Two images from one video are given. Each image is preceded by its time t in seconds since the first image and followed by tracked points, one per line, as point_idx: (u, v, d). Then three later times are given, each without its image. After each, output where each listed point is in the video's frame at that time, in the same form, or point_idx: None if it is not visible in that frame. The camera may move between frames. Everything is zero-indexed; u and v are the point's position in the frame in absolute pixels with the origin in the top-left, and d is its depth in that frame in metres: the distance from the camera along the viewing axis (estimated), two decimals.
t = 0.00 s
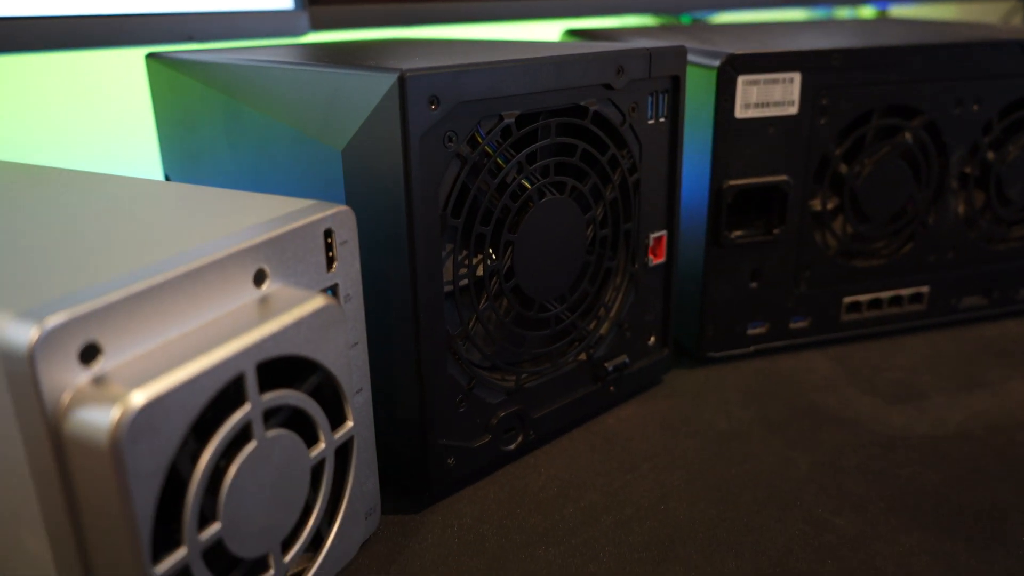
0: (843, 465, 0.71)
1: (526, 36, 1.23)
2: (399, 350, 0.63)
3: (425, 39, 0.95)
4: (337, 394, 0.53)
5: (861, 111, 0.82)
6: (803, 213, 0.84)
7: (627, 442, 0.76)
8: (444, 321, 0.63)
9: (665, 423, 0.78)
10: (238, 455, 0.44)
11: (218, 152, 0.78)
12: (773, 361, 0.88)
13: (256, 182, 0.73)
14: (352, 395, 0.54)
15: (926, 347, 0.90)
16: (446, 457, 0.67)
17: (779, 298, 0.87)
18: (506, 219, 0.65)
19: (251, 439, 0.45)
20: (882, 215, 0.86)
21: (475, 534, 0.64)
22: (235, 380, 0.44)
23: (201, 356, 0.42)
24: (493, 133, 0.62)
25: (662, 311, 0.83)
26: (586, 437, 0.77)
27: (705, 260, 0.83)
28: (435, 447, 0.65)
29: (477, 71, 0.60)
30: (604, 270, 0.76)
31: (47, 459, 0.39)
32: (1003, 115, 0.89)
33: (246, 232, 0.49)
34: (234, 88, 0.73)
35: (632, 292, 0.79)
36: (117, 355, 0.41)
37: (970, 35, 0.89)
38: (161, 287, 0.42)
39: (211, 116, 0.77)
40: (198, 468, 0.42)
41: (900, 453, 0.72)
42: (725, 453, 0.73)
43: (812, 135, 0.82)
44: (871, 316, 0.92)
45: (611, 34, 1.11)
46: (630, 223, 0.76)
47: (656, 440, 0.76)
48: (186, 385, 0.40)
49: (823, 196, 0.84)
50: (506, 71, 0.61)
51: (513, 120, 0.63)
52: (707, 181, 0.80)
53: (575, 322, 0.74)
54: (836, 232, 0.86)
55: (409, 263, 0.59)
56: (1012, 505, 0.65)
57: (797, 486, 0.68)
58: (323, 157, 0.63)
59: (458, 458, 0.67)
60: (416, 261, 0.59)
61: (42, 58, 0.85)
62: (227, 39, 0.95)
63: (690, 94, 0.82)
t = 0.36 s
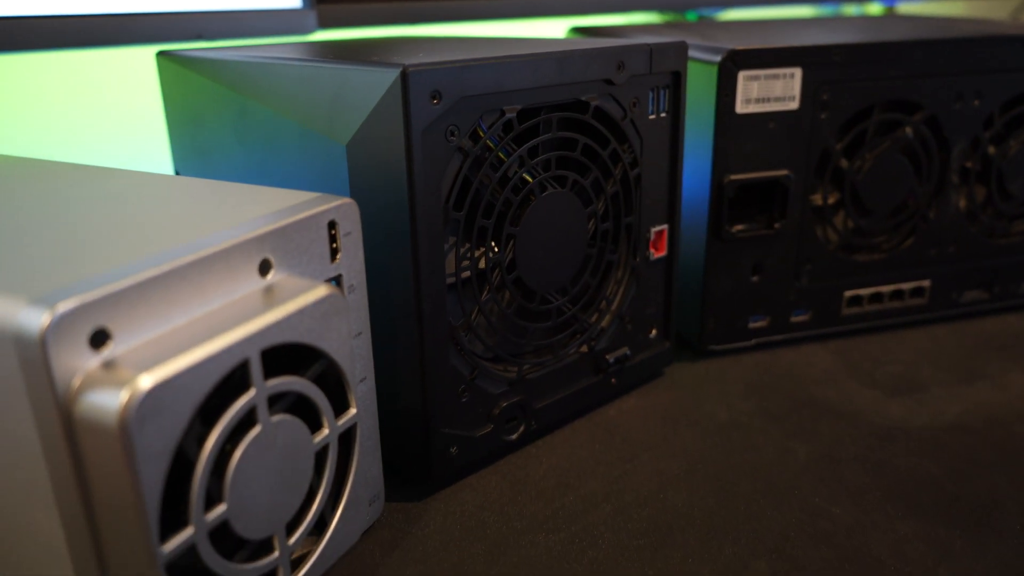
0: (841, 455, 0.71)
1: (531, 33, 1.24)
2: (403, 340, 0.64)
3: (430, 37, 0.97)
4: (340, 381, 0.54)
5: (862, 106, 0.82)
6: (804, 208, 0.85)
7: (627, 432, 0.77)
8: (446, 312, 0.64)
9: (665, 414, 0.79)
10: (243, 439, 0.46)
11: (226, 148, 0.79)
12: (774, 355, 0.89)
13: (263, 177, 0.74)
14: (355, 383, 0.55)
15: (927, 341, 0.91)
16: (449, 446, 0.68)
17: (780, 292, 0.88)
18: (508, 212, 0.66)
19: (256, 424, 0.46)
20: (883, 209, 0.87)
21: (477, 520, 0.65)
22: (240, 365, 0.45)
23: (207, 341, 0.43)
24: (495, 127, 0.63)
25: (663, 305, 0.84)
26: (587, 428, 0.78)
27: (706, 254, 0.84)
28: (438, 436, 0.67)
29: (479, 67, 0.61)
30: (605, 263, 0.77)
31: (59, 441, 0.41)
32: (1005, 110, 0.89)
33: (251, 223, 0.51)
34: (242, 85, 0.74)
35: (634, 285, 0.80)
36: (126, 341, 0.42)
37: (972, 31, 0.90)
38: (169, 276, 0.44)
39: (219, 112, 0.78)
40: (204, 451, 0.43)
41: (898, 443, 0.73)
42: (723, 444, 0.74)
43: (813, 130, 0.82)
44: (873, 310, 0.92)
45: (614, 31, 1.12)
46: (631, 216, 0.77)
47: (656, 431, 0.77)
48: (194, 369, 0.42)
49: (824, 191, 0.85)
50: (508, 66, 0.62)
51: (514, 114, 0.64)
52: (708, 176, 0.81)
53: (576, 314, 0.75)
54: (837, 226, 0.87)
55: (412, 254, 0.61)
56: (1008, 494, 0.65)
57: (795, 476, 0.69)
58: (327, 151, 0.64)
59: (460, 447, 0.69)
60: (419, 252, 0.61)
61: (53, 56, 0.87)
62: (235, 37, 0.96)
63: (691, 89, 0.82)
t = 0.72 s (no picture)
0: (834, 448, 0.73)
1: (536, 33, 1.26)
2: (405, 334, 0.66)
3: (435, 37, 0.98)
4: (344, 372, 0.56)
5: (858, 106, 0.84)
6: (801, 206, 0.86)
7: (625, 425, 0.78)
8: (448, 307, 0.66)
9: (663, 408, 0.81)
10: (250, 428, 0.48)
11: (235, 146, 0.81)
12: (772, 350, 0.91)
13: (271, 175, 0.76)
14: (358, 375, 0.57)
15: (923, 337, 0.92)
16: (450, 437, 0.70)
17: (778, 288, 0.89)
18: (508, 210, 0.68)
19: (263, 412, 0.48)
20: (879, 207, 0.88)
21: (477, 510, 0.67)
22: (248, 356, 0.47)
23: (217, 333, 0.45)
24: (495, 126, 0.65)
25: (662, 301, 0.86)
26: (586, 421, 0.80)
27: (704, 251, 0.85)
28: (440, 427, 0.68)
29: (480, 68, 0.62)
30: (605, 259, 0.78)
31: (76, 427, 0.43)
32: (1001, 110, 0.90)
33: (259, 219, 0.53)
34: (251, 85, 0.76)
35: (633, 281, 0.82)
36: (139, 332, 0.44)
37: (968, 31, 0.91)
38: (180, 269, 0.46)
39: (228, 112, 0.80)
40: (212, 437, 0.45)
41: (891, 437, 0.74)
42: (719, 437, 0.76)
43: (810, 129, 0.84)
44: (870, 307, 0.94)
45: (617, 30, 1.13)
46: (630, 214, 0.79)
47: (653, 424, 0.78)
48: (204, 359, 0.44)
49: (821, 189, 0.86)
50: (508, 67, 0.64)
51: (514, 114, 0.66)
52: (707, 174, 0.83)
53: (576, 310, 0.77)
54: (834, 224, 0.88)
55: (414, 250, 0.62)
56: (996, 486, 0.67)
57: (788, 468, 0.70)
58: (333, 149, 0.66)
59: (461, 439, 0.70)
60: (421, 249, 0.62)
61: (67, 56, 0.89)
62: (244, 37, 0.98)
63: (690, 89, 0.84)
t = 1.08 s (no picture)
0: (827, 444, 0.75)
1: (538, 37, 1.28)
2: (408, 331, 0.68)
3: (439, 41, 1.01)
4: (348, 366, 0.58)
5: (853, 109, 0.85)
6: (797, 207, 0.88)
7: (623, 421, 0.80)
8: (450, 305, 0.68)
9: (660, 404, 0.83)
10: (258, 419, 0.50)
11: (243, 148, 0.83)
12: (768, 349, 0.92)
13: (278, 175, 0.78)
14: (362, 369, 0.59)
15: (917, 337, 0.94)
16: (452, 431, 0.72)
17: (774, 288, 0.91)
18: (509, 210, 0.70)
19: (270, 405, 0.50)
20: (874, 209, 0.90)
21: (478, 502, 0.69)
22: (257, 350, 0.49)
23: (227, 328, 0.47)
24: (496, 130, 0.67)
25: (660, 300, 0.88)
26: (585, 417, 0.82)
27: (701, 251, 0.87)
28: (441, 422, 0.70)
29: (481, 73, 0.64)
30: (603, 259, 0.80)
31: (93, 417, 0.45)
32: (994, 113, 0.92)
33: (267, 219, 0.55)
34: (259, 88, 0.78)
35: (631, 280, 0.84)
36: (153, 327, 0.46)
37: (962, 35, 0.92)
38: (192, 266, 0.48)
39: (237, 115, 0.83)
40: (222, 428, 0.47)
41: (883, 433, 0.76)
42: (715, 433, 0.77)
43: (805, 132, 0.85)
44: (865, 306, 0.95)
45: (619, 34, 1.15)
46: (628, 215, 0.81)
47: (650, 420, 0.80)
48: (215, 353, 0.46)
49: (816, 190, 0.88)
50: (509, 72, 0.66)
51: (514, 118, 0.68)
52: (704, 176, 0.84)
53: (574, 308, 0.79)
54: (829, 225, 0.90)
55: (417, 249, 0.64)
56: (984, 481, 0.68)
57: (781, 462, 0.72)
58: (338, 151, 0.68)
59: (462, 433, 0.72)
60: (424, 248, 0.64)
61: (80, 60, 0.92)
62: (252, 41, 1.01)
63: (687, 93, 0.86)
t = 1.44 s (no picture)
0: (821, 438, 0.76)
1: (541, 40, 1.30)
2: (411, 327, 0.70)
3: (443, 45, 1.03)
4: (353, 360, 0.60)
5: (848, 111, 0.87)
6: (794, 207, 0.90)
7: (622, 416, 0.82)
8: (451, 302, 0.70)
9: (659, 400, 0.85)
10: (266, 409, 0.52)
11: (251, 149, 0.86)
12: (766, 346, 0.94)
13: (285, 176, 0.80)
14: (366, 363, 0.61)
15: (913, 335, 0.96)
16: (454, 425, 0.74)
17: (772, 287, 0.93)
18: (509, 210, 0.72)
19: (278, 395, 0.52)
20: (870, 209, 0.92)
21: (479, 493, 0.71)
22: (265, 342, 0.51)
23: (237, 320, 0.49)
24: (496, 131, 0.69)
25: (659, 298, 0.90)
26: (584, 412, 0.83)
27: (699, 250, 0.89)
28: (444, 415, 0.72)
29: (482, 77, 0.66)
30: (602, 257, 0.82)
31: (109, 404, 0.47)
32: (989, 115, 0.94)
33: (275, 217, 0.57)
34: (267, 91, 0.80)
35: (629, 278, 0.86)
36: (166, 319, 0.48)
37: (957, 39, 0.94)
38: (203, 262, 0.50)
39: (245, 117, 0.85)
40: (232, 416, 0.49)
41: (876, 428, 0.77)
42: (711, 427, 0.79)
43: (801, 134, 0.87)
44: (861, 305, 0.97)
45: (620, 38, 1.17)
46: (626, 214, 0.83)
47: (649, 415, 0.82)
48: (226, 344, 0.48)
49: (812, 191, 0.90)
50: (509, 75, 0.68)
51: (515, 119, 0.70)
52: (701, 177, 0.86)
53: (574, 306, 0.81)
54: (826, 225, 0.92)
55: (420, 247, 0.66)
56: (975, 474, 0.70)
57: (775, 456, 0.74)
58: (343, 152, 0.70)
59: (464, 426, 0.74)
60: (426, 246, 0.66)
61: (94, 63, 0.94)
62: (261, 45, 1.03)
63: (685, 95, 0.88)
